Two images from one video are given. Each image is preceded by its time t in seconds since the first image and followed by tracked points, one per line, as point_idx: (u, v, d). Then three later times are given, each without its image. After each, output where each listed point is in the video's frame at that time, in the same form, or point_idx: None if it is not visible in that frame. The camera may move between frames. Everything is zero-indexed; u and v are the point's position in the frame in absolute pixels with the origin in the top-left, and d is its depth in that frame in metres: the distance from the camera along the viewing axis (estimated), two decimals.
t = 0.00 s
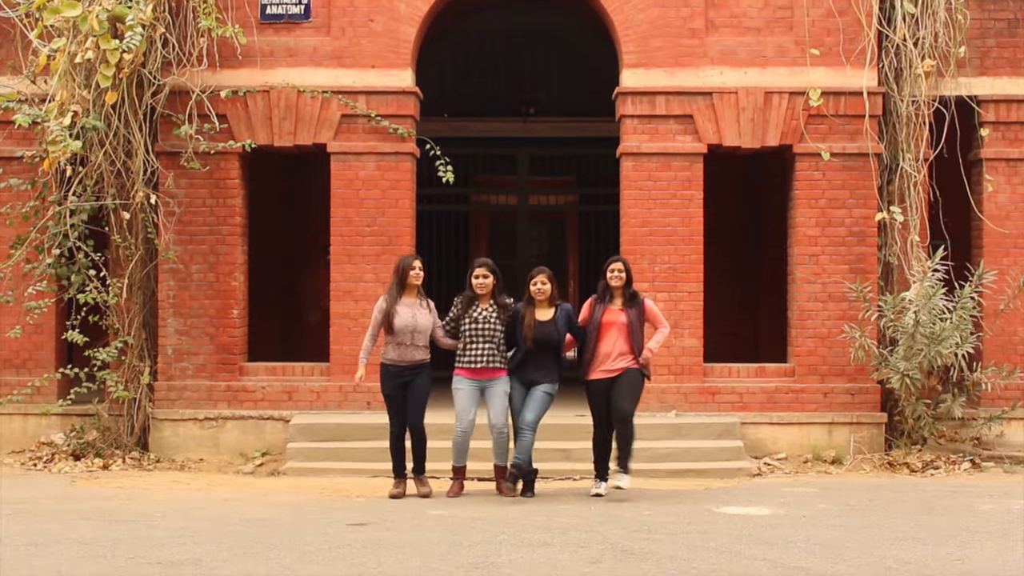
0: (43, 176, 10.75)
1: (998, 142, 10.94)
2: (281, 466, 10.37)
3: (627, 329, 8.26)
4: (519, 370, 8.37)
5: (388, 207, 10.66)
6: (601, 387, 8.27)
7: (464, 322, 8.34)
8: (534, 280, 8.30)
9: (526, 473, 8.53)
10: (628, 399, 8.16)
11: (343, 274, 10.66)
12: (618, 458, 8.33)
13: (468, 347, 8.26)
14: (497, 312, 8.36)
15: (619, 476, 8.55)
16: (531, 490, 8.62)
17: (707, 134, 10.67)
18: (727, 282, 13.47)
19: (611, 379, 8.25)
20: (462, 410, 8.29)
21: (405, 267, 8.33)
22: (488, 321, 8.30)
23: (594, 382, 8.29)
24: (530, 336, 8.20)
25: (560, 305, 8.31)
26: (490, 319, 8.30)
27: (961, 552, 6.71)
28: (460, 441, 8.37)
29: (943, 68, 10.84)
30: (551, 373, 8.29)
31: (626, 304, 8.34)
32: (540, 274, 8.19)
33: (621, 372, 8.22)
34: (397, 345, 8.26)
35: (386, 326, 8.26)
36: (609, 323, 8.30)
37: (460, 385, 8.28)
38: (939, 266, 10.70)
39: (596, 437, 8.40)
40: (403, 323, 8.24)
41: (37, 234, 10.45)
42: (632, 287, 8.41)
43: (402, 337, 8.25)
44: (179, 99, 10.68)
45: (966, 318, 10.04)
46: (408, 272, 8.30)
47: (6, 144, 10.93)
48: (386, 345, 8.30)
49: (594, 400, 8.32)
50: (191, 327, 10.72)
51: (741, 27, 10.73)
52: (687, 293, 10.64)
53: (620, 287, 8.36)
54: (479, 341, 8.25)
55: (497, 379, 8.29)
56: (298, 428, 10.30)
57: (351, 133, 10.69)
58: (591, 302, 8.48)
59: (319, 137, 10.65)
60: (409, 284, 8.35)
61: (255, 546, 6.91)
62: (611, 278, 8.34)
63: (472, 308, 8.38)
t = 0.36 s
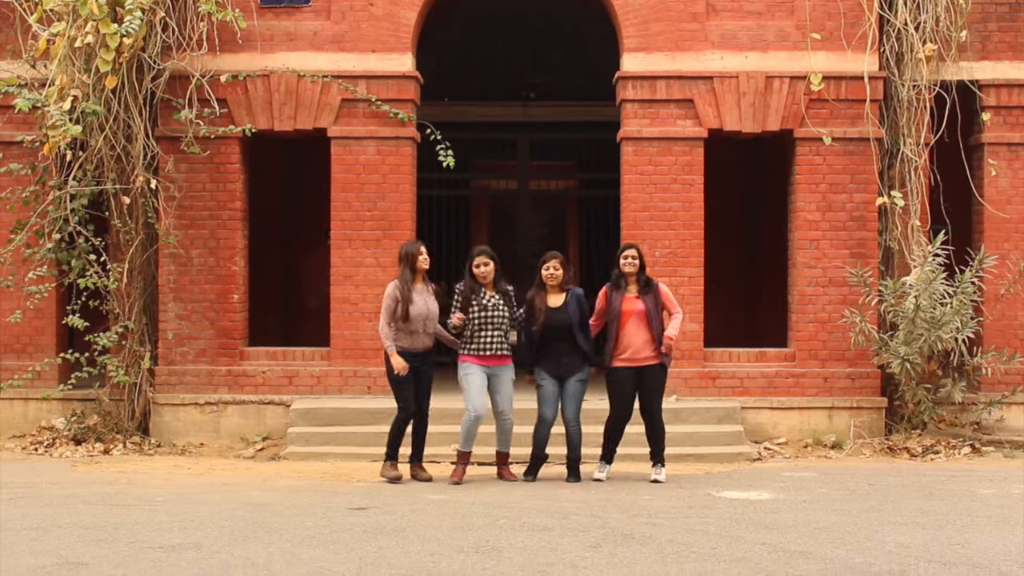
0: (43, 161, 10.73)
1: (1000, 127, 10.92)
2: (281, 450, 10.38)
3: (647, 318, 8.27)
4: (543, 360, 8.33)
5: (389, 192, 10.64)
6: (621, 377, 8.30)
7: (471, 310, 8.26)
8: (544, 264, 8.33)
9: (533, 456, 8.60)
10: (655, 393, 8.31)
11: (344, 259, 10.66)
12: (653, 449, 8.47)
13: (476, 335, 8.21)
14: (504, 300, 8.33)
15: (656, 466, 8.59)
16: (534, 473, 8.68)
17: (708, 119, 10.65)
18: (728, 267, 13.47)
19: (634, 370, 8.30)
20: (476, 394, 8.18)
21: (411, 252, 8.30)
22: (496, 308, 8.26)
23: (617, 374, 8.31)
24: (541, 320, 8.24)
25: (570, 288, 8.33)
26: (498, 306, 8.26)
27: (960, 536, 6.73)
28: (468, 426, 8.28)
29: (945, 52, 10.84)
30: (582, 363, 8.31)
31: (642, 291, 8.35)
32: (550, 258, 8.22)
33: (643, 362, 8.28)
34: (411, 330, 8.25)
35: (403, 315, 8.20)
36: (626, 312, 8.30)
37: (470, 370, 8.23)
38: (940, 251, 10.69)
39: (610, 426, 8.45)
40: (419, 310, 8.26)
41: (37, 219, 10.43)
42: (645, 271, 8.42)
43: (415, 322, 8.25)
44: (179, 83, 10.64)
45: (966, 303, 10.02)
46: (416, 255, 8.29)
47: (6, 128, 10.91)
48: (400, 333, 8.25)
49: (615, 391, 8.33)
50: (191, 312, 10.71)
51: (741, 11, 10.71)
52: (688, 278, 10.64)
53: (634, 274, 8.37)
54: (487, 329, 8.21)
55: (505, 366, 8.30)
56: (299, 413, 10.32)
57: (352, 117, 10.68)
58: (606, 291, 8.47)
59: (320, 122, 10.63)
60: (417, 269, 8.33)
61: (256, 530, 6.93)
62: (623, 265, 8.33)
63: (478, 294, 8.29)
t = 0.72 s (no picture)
0: (43, 149, 10.72)
1: (1000, 115, 10.91)
2: (282, 438, 10.39)
3: (657, 313, 8.23)
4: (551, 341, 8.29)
5: (389, 180, 10.63)
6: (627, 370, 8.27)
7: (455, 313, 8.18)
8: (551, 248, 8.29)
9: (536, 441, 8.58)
10: (662, 387, 8.30)
11: (345, 247, 10.66)
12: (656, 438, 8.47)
13: (459, 339, 8.18)
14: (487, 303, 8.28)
15: (656, 455, 8.61)
16: (537, 463, 8.71)
17: (708, 107, 10.63)
18: (728, 255, 13.47)
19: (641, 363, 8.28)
20: (456, 392, 8.15)
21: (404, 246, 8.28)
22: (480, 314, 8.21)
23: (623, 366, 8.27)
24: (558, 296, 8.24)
25: (581, 269, 8.37)
26: (482, 312, 8.21)
27: (960, 524, 6.75)
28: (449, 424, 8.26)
29: (945, 40, 10.84)
30: (590, 347, 8.30)
31: (652, 286, 8.31)
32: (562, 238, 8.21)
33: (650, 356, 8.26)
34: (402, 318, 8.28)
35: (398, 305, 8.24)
36: (635, 305, 8.27)
37: (450, 366, 8.17)
38: (940, 239, 10.69)
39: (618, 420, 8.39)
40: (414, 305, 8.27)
41: (38, 208, 10.42)
42: (656, 266, 8.38)
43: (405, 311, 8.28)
44: (179, 71, 10.63)
45: (966, 291, 10.03)
46: (408, 249, 8.26)
47: (6, 116, 10.89)
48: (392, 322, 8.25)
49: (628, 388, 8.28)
50: (191, 301, 10.71)
51: None
52: (688, 267, 10.64)
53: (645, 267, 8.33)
54: (470, 334, 8.19)
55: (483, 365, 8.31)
56: (299, 401, 10.33)
57: (351, 105, 10.65)
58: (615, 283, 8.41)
59: (320, 110, 10.60)
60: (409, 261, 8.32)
61: (257, 518, 6.95)
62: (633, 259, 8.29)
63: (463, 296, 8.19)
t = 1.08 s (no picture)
0: (43, 145, 10.71)
1: (1000, 111, 10.90)
2: (281, 435, 10.40)
3: (654, 307, 8.18)
4: (552, 342, 8.29)
5: (389, 176, 10.63)
6: (622, 361, 8.24)
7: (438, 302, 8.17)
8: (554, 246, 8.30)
9: (550, 441, 8.49)
10: (660, 379, 8.28)
11: (345, 243, 10.65)
12: (658, 433, 8.47)
13: (443, 329, 8.18)
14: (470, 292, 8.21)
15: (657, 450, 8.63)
16: (555, 461, 8.54)
17: (709, 103, 10.63)
18: (728, 252, 13.48)
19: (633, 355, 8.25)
20: (437, 377, 8.20)
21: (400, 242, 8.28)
22: (462, 303, 8.16)
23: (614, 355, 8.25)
24: (556, 296, 8.23)
25: (583, 270, 8.36)
26: (463, 301, 8.16)
27: (960, 520, 6.76)
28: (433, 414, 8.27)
29: (946, 36, 10.84)
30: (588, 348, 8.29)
31: (653, 279, 8.25)
32: (565, 237, 8.22)
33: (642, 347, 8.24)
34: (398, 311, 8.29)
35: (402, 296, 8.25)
36: (635, 298, 8.26)
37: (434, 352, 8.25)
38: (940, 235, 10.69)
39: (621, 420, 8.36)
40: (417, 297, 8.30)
41: (38, 204, 10.41)
42: (659, 259, 8.31)
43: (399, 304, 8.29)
44: (179, 67, 10.62)
45: (967, 287, 10.03)
46: (406, 243, 8.25)
47: (6, 112, 10.88)
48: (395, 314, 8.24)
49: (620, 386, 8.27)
50: (191, 297, 10.71)
51: None
52: (688, 263, 10.64)
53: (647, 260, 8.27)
54: (453, 324, 8.16)
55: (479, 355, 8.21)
56: (299, 398, 10.34)
57: (352, 101, 10.65)
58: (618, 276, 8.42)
59: (320, 106, 10.60)
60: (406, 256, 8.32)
61: (257, 514, 6.95)
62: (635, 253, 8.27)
63: (445, 286, 8.18)
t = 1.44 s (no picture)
0: (43, 142, 10.71)
1: (1000, 108, 10.90)
2: (282, 432, 10.40)
3: (665, 306, 8.10)
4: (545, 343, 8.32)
5: (389, 173, 10.63)
6: (637, 364, 8.15)
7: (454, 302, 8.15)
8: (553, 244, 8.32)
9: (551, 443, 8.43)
10: (676, 378, 8.10)
11: (345, 240, 10.65)
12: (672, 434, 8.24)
13: (460, 328, 8.17)
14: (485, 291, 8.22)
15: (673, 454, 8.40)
16: (559, 460, 8.43)
17: (709, 100, 10.63)
18: (729, 249, 13.49)
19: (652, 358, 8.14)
20: (454, 383, 8.15)
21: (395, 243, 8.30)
22: (479, 302, 8.18)
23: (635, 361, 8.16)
24: (553, 295, 8.25)
25: (581, 269, 8.34)
26: (480, 300, 8.17)
27: (960, 517, 6.76)
28: (444, 415, 8.28)
29: (946, 33, 10.85)
30: (581, 349, 8.30)
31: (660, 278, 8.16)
32: (563, 235, 8.23)
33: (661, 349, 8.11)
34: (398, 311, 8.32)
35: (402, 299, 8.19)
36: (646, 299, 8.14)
37: (449, 357, 8.16)
38: (940, 232, 10.70)
39: (630, 408, 8.23)
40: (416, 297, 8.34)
41: (38, 201, 10.41)
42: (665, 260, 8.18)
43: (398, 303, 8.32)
44: (179, 64, 10.62)
45: (967, 284, 10.03)
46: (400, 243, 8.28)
47: (6, 109, 10.88)
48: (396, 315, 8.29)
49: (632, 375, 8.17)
50: (192, 294, 10.71)
51: None
52: (688, 260, 10.64)
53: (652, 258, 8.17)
54: (471, 323, 8.16)
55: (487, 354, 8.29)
56: (299, 395, 10.34)
57: (352, 98, 10.65)
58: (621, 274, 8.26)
59: (320, 103, 10.59)
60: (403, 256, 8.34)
61: (257, 511, 6.96)
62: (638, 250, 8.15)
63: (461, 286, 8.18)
